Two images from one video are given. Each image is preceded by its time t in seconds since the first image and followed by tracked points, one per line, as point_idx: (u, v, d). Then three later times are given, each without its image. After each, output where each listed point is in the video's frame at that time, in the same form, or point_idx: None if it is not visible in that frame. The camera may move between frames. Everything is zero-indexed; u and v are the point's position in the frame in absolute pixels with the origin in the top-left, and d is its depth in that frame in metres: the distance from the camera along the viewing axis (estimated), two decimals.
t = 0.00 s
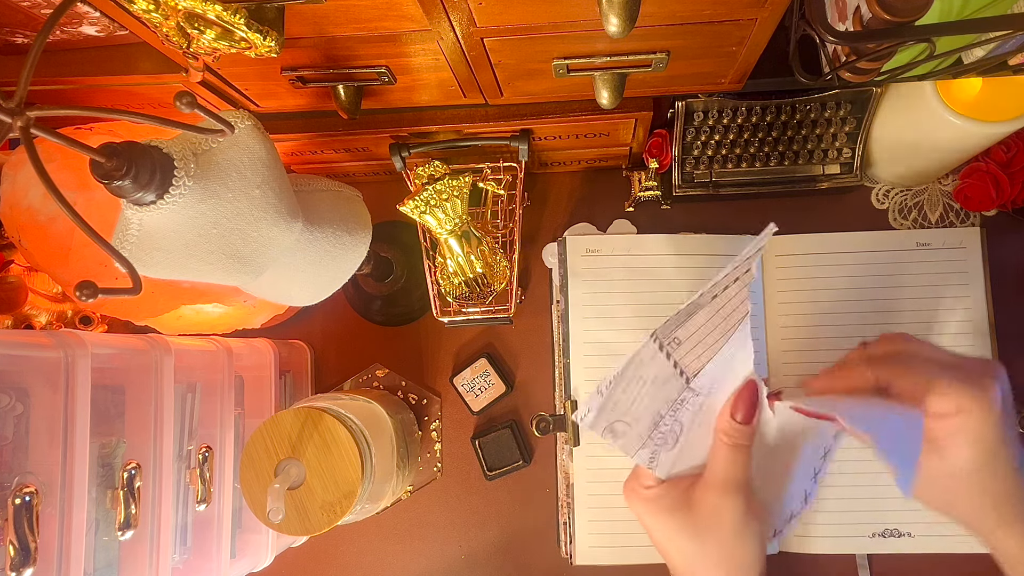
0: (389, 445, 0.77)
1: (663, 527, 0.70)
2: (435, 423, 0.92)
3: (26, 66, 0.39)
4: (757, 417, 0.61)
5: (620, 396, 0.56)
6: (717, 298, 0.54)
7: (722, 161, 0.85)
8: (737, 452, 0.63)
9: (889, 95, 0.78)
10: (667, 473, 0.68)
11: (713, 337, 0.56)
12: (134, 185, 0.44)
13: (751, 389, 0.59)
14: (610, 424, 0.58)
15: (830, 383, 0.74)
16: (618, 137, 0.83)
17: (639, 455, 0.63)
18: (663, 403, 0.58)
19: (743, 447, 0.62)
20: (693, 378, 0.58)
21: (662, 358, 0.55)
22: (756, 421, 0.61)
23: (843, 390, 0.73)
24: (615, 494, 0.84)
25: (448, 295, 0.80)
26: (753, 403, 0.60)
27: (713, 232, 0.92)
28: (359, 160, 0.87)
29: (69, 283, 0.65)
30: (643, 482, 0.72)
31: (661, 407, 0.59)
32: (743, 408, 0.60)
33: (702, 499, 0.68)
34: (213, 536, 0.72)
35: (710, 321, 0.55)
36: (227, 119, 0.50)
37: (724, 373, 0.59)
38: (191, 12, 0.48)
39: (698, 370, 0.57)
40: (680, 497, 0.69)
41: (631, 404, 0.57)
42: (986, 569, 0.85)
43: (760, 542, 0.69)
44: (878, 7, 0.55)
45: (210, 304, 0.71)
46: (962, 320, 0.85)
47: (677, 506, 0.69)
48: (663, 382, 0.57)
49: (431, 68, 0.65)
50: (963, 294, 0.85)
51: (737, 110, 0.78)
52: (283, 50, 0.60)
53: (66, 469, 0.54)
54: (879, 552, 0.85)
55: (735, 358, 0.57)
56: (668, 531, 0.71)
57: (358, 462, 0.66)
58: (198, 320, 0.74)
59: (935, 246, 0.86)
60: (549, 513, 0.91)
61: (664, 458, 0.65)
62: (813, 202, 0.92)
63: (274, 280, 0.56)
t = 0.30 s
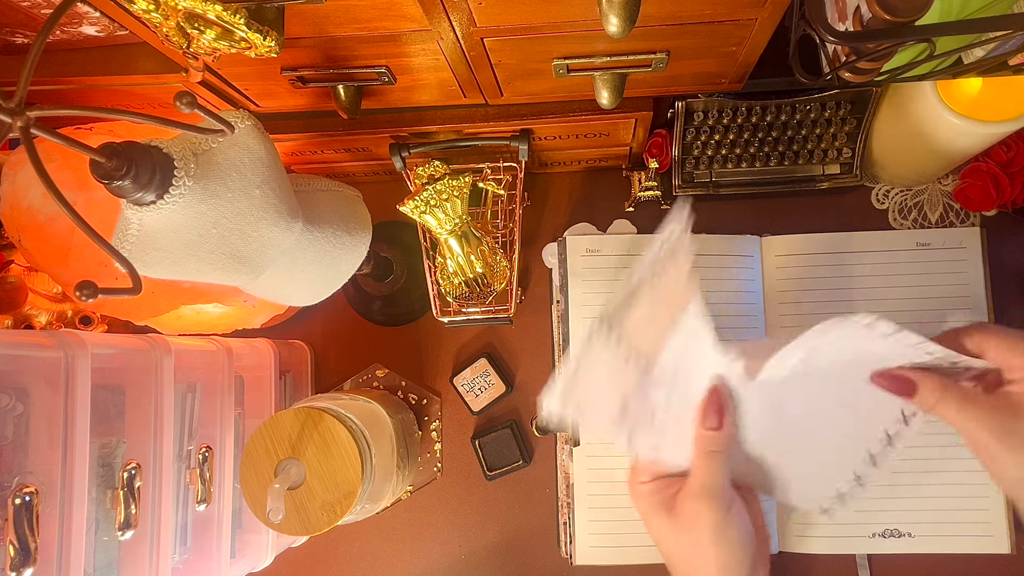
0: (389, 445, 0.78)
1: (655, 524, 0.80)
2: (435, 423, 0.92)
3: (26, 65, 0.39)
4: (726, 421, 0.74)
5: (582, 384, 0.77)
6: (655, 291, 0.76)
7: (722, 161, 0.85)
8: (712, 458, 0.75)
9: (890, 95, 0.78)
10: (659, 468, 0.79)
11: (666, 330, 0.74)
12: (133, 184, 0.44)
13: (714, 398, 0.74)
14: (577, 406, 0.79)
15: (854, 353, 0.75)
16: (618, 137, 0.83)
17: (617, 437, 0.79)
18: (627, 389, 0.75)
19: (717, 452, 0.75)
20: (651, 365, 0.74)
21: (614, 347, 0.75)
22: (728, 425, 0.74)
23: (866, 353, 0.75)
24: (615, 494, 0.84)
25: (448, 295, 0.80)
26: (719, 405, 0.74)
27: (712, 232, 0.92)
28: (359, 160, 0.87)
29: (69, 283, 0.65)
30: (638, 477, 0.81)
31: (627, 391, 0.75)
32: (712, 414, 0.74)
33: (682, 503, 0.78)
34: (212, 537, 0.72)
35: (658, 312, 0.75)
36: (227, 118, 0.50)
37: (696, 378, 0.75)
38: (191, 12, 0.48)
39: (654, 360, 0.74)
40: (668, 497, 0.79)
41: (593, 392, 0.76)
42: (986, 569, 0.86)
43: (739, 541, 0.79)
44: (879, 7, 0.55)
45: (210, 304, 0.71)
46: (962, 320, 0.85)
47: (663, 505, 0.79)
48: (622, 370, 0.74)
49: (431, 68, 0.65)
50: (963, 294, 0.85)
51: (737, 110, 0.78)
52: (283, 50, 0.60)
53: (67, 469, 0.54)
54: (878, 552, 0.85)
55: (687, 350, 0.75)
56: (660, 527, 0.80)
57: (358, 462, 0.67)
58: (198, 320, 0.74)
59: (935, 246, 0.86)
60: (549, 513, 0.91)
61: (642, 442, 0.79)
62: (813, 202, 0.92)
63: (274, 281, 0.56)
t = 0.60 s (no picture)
0: (389, 445, 0.77)
1: (667, 533, 0.78)
2: (435, 423, 0.92)
3: (26, 66, 0.39)
4: (745, 426, 0.70)
5: (597, 381, 0.71)
6: (689, 277, 0.73)
7: (721, 161, 0.85)
8: (730, 465, 0.70)
9: (890, 95, 0.78)
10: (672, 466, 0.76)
11: (692, 320, 0.70)
12: (134, 184, 0.44)
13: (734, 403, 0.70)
14: (588, 409, 0.71)
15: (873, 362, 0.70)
16: (618, 137, 0.83)
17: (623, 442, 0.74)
18: (643, 386, 0.69)
19: (739, 458, 0.70)
20: (669, 359, 0.69)
21: (638, 340, 0.72)
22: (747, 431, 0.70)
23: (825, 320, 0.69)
24: (615, 494, 0.84)
25: (448, 295, 0.80)
26: (739, 413, 0.70)
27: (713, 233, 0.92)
28: (359, 160, 0.87)
29: (69, 283, 0.65)
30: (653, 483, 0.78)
31: (642, 389, 0.69)
32: (731, 418, 0.70)
33: (701, 512, 0.75)
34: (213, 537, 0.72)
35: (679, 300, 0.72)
36: (227, 118, 0.50)
37: (716, 377, 0.70)
38: (191, 12, 0.48)
39: (673, 351, 0.70)
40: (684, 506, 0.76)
41: (608, 387, 0.71)
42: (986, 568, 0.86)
43: (752, 552, 0.76)
44: (879, 7, 0.55)
45: (210, 304, 0.71)
46: (962, 320, 0.85)
47: (678, 515, 0.76)
48: (637, 365, 0.70)
49: (431, 68, 0.65)
50: (963, 294, 0.85)
51: (737, 110, 0.78)
52: (283, 51, 0.60)
53: (67, 469, 0.54)
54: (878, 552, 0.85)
55: (715, 340, 0.70)
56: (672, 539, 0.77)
57: (358, 462, 0.67)
58: (198, 320, 0.74)
59: (935, 246, 0.86)
60: (549, 513, 0.91)
61: (650, 436, 0.73)
62: (813, 202, 0.92)
63: (274, 280, 0.56)
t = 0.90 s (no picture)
0: (389, 445, 0.77)
1: (659, 552, 0.81)
2: (435, 423, 0.92)
3: (26, 65, 0.39)
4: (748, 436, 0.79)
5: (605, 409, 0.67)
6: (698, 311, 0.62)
7: (722, 161, 0.85)
8: (733, 474, 0.79)
9: (890, 95, 0.78)
10: (660, 486, 0.81)
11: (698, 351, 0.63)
12: (133, 184, 0.44)
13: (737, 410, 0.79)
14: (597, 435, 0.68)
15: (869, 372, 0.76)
16: (618, 137, 0.83)
17: (631, 472, 0.82)
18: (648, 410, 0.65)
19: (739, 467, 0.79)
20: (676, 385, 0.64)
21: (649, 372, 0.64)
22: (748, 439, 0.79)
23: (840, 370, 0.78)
24: (615, 494, 0.84)
25: (448, 295, 0.80)
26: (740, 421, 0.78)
27: (712, 232, 0.92)
28: (359, 160, 0.87)
29: (69, 283, 0.65)
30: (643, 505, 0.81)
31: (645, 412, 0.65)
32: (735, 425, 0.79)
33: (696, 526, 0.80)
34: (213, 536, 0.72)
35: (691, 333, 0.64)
36: (227, 118, 0.50)
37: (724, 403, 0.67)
38: (191, 12, 0.48)
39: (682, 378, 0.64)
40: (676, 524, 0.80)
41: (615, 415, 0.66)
42: (986, 568, 0.86)
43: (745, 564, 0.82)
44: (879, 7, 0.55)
45: (210, 304, 0.71)
46: (962, 320, 0.85)
47: (671, 533, 0.80)
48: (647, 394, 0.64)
49: (431, 68, 0.65)
50: (963, 294, 0.85)
51: (737, 110, 0.78)
52: (282, 50, 0.60)
53: (67, 469, 0.54)
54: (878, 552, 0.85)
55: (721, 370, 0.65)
56: (670, 557, 0.81)
57: (358, 463, 0.67)
58: (198, 321, 0.74)
59: (935, 246, 0.86)
60: (549, 513, 0.91)
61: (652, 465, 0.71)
62: (813, 202, 0.92)
63: (274, 281, 0.56)
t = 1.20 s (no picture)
0: (389, 445, 0.77)
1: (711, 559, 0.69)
2: (435, 423, 0.92)
3: (26, 66, 0.39)
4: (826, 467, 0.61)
5: (681, 421, 0.58)
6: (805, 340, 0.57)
7: (721, 161, 0.85)
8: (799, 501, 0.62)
9: (890, 96, 0.78)
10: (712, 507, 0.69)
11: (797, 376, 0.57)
12: (134, 185, 0.44)
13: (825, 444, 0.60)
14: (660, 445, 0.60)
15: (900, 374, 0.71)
16: (618, 137, 0.83)
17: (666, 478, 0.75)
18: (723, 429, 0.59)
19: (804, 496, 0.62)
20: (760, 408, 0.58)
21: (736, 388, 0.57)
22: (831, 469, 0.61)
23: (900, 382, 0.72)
24: (615, 494, 0.84)
25: (448, 294, 0.80)
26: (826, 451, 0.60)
27: (712, 232, 0.92)
28: (359, 160, 0.87)
29: (69, 283, 0.65)
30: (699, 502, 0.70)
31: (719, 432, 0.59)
32: (812, 454, 0.60)
33: (747, 539, 0.66)
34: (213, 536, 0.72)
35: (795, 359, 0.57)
36: (227, 119, 0.50)
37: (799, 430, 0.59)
38: (191, 12, 0.48)
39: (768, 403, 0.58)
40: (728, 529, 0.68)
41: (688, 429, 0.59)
42: (986, 568, 0.86)
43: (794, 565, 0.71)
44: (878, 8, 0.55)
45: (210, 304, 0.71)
46: (962, 320, 0.85)
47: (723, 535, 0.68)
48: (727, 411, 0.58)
49: (431, 68, 0.65)
50: (962, 294, 0.85)
51: (737, 110, 0.79)
52: (283, 50, 0.60)
53: (66, 469, 0.54)
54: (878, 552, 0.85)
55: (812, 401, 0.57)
56: (714, 559, 0.69)
57: (358, 463, 0.66)
58: (198, 320, 0.74)
59: (935, 246, 0.86)
60: (549, 513, 0.91)
61: (709, 479, 0.63)
62: (813, 202, 0.92)
63: (274, 280, 0.56)
